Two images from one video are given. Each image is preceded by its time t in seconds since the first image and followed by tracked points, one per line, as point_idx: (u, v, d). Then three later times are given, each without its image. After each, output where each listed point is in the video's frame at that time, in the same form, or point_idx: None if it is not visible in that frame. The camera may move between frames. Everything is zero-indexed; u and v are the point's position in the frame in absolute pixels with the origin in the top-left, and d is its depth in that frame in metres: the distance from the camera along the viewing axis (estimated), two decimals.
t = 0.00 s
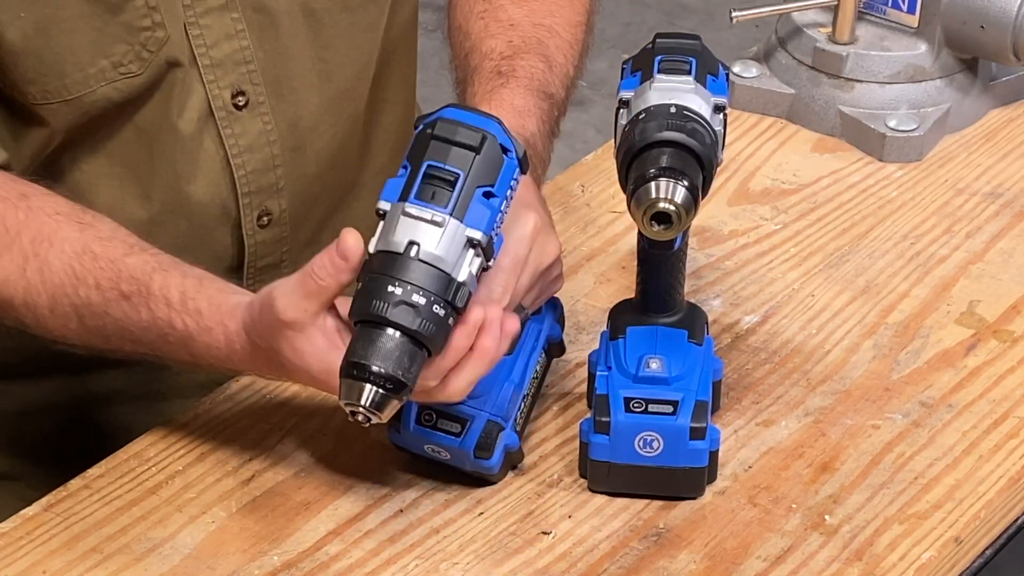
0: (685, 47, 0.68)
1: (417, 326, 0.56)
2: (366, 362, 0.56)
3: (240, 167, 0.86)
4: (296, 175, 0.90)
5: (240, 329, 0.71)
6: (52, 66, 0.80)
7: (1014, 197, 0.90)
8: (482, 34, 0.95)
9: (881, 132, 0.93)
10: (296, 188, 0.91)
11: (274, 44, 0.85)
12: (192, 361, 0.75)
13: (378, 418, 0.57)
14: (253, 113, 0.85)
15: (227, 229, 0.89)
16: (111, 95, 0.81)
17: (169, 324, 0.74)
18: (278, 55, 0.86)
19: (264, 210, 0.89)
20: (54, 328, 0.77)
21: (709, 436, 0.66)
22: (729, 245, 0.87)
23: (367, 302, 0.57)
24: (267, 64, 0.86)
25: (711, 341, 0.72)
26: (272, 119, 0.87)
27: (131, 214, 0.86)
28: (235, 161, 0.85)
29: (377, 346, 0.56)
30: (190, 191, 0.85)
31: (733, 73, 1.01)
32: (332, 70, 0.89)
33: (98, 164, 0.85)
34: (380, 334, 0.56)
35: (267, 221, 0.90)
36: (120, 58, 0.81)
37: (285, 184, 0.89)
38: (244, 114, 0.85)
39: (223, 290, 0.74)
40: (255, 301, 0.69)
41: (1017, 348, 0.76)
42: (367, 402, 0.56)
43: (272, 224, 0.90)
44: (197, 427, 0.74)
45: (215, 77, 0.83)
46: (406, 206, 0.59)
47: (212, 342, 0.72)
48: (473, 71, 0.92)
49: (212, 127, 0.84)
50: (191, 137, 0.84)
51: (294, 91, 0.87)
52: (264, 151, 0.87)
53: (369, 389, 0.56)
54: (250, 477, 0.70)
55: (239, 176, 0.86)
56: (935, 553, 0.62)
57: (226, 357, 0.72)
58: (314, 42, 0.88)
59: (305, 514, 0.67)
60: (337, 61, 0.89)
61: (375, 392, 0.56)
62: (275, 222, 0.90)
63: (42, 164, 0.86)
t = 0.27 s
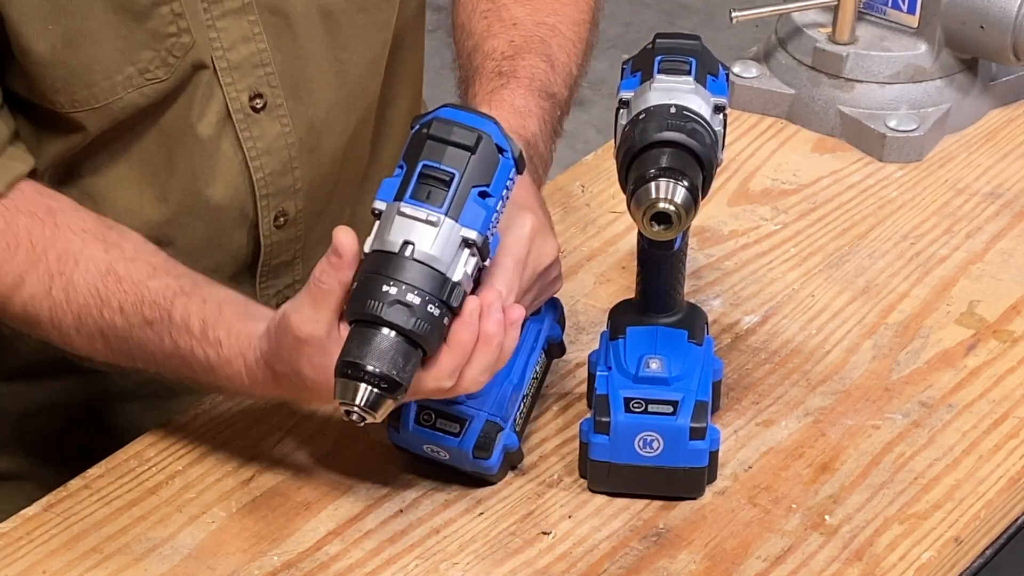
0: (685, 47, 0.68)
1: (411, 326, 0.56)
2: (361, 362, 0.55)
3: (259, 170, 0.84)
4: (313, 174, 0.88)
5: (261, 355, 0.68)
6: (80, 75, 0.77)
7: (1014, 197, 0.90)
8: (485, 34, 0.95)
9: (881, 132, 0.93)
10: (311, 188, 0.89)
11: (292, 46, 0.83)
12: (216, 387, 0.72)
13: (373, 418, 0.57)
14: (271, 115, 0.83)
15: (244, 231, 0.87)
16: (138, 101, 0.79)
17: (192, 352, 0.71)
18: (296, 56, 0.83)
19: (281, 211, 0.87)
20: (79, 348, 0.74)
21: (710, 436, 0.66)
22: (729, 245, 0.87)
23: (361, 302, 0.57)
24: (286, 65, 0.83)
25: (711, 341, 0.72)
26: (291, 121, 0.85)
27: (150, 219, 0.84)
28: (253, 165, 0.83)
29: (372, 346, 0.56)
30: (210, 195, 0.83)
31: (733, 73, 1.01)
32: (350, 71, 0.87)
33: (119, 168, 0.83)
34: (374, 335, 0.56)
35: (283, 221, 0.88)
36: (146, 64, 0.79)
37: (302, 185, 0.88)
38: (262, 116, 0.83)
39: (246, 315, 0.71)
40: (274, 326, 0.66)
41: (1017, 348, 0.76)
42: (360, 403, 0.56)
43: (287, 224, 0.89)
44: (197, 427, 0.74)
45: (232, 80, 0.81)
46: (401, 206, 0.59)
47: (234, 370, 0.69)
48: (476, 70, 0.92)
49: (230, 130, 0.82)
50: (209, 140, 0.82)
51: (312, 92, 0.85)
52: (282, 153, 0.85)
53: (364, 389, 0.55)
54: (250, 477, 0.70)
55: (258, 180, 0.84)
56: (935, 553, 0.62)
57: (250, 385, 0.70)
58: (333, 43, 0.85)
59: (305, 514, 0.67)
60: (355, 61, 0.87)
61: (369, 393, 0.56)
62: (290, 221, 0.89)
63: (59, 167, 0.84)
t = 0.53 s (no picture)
0: (685, 47, 0.68)
1: (418, 336, 0.56)
2: (366, 370, 0.55)
3: (267, 173, 0.84)
4: (321, 176, 0.88)
5: (291, 390, 0.68)
6: (99, 87, 0.77)
7: (1014, 197, 0.90)
8: (490, 34, 0.95)
9: (881, 132, 0.93)
10: (317, 189, 0.89)
11: (300, 51, 0.83)
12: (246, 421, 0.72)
13: (377, 426, 0.57)
14: (280, 118, 0.83)
15: (251, 232, 0.87)
16: (155, 108, 0.79)
17: (223, 388, 0.71)
18: (304, 60, 0.83)
19: (289, 212, 0.87)
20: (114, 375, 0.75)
21: (710, 436, 0.66)
22: (729, 245, 0.87)
23: (368, 310, 0.57)
24: (293, 69, 0.83)
25: (712, 342, 0.72)
26: (300, 126, 0.84)
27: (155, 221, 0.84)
28: (261, 167, 0.83)
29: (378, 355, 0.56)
30: (219, 197, 0.83)
31: (733, 73, 1.01)
32: (358, 74, 0.87)
33: (134, 175, 0.83)
34: (380, 343, 0.56)
35: (291, 222, 0.88)
36: (162, 72, 0.78)
37: (310, 188, 0.87)
38: (270, 119, 0.83)
39: (277, 348, 0.71)
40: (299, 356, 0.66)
41: (1018, 348, 0.76)
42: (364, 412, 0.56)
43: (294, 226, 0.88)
44: (197, 427, 0.74)
45: (240, 83, 0.81)
46: (410, 215, 0.58)
47: (264, 406, 0.69)
48: (483, 71, 0.92)
49: (238, 132, 0.82)
50: (217, 143, 0.82)
51: (321, 95, 0.85)
52: (290, 156, 0.84)
53: (368, 398, 0.55)
54: (250, 477, 0.70)
55: (266, 182, 0.84)
56: (935, 553, 0.62)
57: (280, 420, 0.69)
58: (341, 47, 0.85)
59: (305, 514, 0.67)
60: (362, 64, 0.87)
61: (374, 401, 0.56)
62: (297, 222, 0.89)
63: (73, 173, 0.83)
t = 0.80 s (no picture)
0: (684, 47, 0.68)
1: (431, 341, 0.56)
2: (379, 375, 0.55)
3: (270, 176, 0.84)
4: (323, 178, 0.88)
5: (302, 397, 0.67)
6: (106, 94, 0.77)
7: (1014, 197, 0.90)
8: (492, 34, 0.95)
9: (881, 132, 0.93)
10: (319, 191, 0.89)
11: (303, 54, 0.83)
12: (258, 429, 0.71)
13: (388, 434, 0.56)
14: (283, 122, 0.83)
15: (254, 234, 0.87)
16: (161, 112, 0.79)
17: (235, 397, 0.70)
18: (306, 63, 0.84)
19: (292, 215, 0.87)
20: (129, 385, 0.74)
21: (710, 436, 0.66)
22: (729, 245, 0.87)
23: (381, 316, 0.56)
24: (295, 72, 0.84)
25: (711, 342, 0.72)
26: (303, 129, 0.85)
27: (160, 223, 0.84)
28: (264, 170, 0.83)
29: (391, 361, 0.55)
30: (223, 200, 0.83)
31: (733, 73, 1.01)
32: (360, 76, 0.87)
33: (139, 179, 0.83)
34: (393, 348, 0.56)
35: (294, 224, 0.88)
36: (169, 77, 0.78)
37: (313, 190, 0.87)
38: (274, 123, 0.83)
39: (290, 356, 0.71)
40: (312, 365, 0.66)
41: (1017, 348, 0.76)
42: (378, 417, 0.55)
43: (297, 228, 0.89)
44: (197, 427, 0.74)
45: (243, 86, 0.81)
46: (424, 220, 0.58)
47: (275, 414, 0.69)
48: (484, 71, 0.92)
49: (241, 135, 0.83)
50: (221, 146, 0.82)
51: (324, 98, 0.85)
52: (293, 159, 0.85)
53: (381, 403, 0.55)
54: (250, 477, 0.70)
55: (270, 186, 0.84)
56: (935, 553, 0.62)
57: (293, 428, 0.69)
58: (343, 49, 0.85)
59: (305, 514, 0.67)
60: (365, 67, 0.87)
61: (387, 406, 0.55)
62: (300, 224, 0.89)
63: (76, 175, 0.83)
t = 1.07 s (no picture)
0: (684, 47, 0.68)
1: (449, 332, 0.56)
2: (398, 366, 0.55)
3: (270, 179, 0.84)
4: (323, 182, 0.88)
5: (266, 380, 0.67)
6: (103, 95, 0.77)
7: (1014, 197, 0.90)
8: (488, 35, 0.95)
9: (881, 132, 0.93)
10: (319, 194, 0.89)
11: (304, 57, 0.83)
12: (219, 406, 0.71)
13: (407, 425, 0.56)
14: (283, 125, 0.83)
15: (253, 238, 0.87)
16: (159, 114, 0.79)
17: (196, 374, 0.70)
18: (307, 66, 0.84)
19: (292, 218, 0.87)
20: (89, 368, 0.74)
21: (710, 436, 0.66)
22: (729, 245, 0.87)
23: (398, 307, 0.57)
24: (296, 75, 0.84)
25: (711, 341, 0.72)
26: (303, 132, 0.85)
27: (159, 224, 0.85)
28: (264, 173, 0.83)
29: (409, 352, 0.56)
30: (223, 203, 0.83)
31: (733, 73, 1.01)
32: (361, 81, 0.87)
33: (139, 182, 0.83)
34: (411, 339, 0.56)
35: (294, 227, 0.88)
36: (166, 79, 0.78)
37: (313, 193, 0.87)
38: (274, 126, 0.83)
39: (254, 335, 0.70)
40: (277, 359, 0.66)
41: (1017, 348, 0.76)
42: (397, 408, 0.55)
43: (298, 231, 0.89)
44: (197, 427, 0.74)
45: (244, 89, 0.81)
46: (438, 211, 0.59)
47: (239, 394, 0.69)
48: (480, 71, 0.91)
49: (242, 138, 0.83)
50: (221, 149, 0.82)
51: (325, 102, 0.85)
52: (293, 163, 0.85)
53: (400, 394, 0.55)
54: (250, 477, 0.70)
55: (269, 189, 0.84)
56: (935, 553, 0.62)
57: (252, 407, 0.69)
58: (344, 54, 0.85)
59: (305, 514, 0.67)
60: (366, 71, 0.87)
61: (406, 397, 0.55)
62: (301, 228, 0.89)
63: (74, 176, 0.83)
